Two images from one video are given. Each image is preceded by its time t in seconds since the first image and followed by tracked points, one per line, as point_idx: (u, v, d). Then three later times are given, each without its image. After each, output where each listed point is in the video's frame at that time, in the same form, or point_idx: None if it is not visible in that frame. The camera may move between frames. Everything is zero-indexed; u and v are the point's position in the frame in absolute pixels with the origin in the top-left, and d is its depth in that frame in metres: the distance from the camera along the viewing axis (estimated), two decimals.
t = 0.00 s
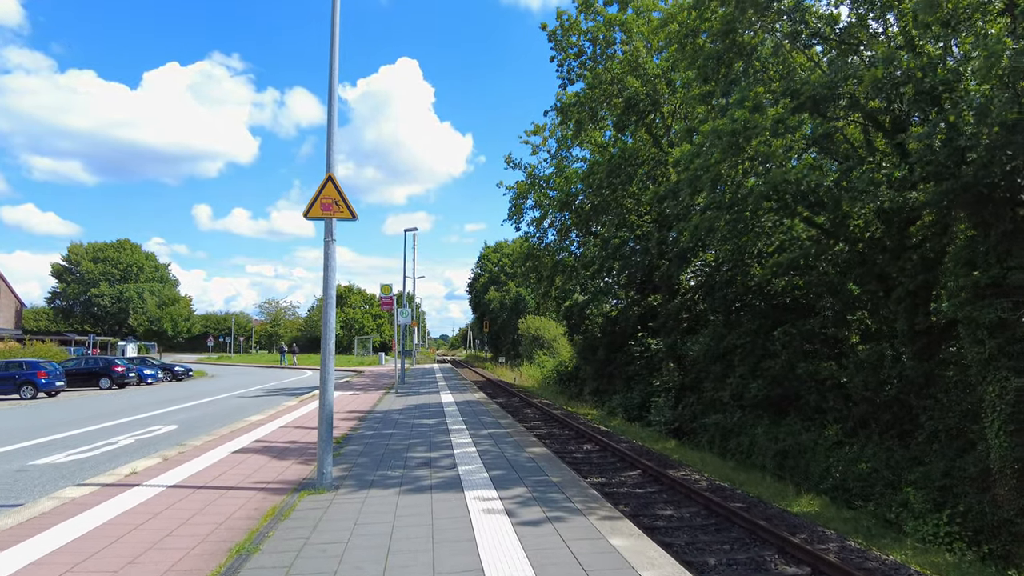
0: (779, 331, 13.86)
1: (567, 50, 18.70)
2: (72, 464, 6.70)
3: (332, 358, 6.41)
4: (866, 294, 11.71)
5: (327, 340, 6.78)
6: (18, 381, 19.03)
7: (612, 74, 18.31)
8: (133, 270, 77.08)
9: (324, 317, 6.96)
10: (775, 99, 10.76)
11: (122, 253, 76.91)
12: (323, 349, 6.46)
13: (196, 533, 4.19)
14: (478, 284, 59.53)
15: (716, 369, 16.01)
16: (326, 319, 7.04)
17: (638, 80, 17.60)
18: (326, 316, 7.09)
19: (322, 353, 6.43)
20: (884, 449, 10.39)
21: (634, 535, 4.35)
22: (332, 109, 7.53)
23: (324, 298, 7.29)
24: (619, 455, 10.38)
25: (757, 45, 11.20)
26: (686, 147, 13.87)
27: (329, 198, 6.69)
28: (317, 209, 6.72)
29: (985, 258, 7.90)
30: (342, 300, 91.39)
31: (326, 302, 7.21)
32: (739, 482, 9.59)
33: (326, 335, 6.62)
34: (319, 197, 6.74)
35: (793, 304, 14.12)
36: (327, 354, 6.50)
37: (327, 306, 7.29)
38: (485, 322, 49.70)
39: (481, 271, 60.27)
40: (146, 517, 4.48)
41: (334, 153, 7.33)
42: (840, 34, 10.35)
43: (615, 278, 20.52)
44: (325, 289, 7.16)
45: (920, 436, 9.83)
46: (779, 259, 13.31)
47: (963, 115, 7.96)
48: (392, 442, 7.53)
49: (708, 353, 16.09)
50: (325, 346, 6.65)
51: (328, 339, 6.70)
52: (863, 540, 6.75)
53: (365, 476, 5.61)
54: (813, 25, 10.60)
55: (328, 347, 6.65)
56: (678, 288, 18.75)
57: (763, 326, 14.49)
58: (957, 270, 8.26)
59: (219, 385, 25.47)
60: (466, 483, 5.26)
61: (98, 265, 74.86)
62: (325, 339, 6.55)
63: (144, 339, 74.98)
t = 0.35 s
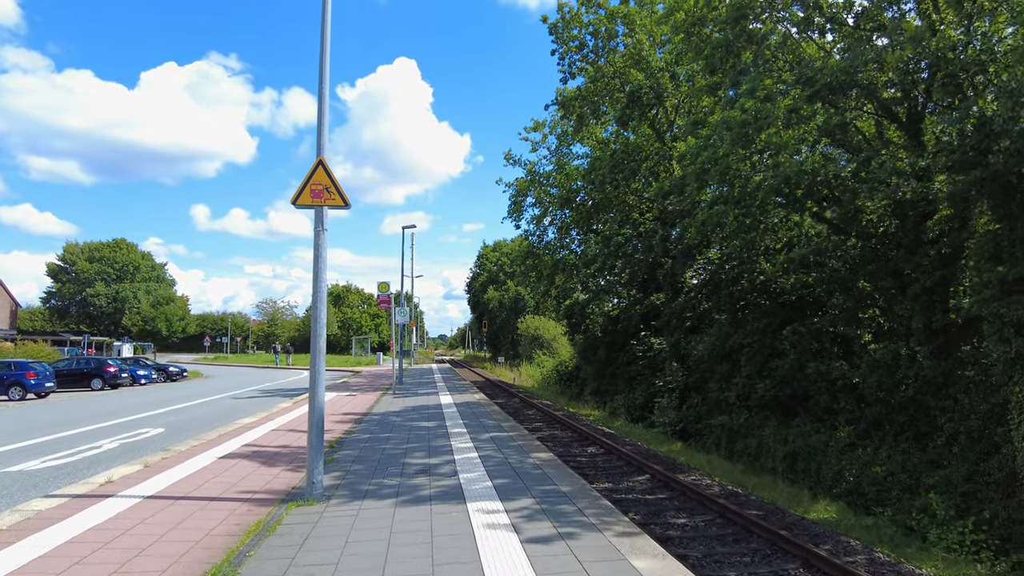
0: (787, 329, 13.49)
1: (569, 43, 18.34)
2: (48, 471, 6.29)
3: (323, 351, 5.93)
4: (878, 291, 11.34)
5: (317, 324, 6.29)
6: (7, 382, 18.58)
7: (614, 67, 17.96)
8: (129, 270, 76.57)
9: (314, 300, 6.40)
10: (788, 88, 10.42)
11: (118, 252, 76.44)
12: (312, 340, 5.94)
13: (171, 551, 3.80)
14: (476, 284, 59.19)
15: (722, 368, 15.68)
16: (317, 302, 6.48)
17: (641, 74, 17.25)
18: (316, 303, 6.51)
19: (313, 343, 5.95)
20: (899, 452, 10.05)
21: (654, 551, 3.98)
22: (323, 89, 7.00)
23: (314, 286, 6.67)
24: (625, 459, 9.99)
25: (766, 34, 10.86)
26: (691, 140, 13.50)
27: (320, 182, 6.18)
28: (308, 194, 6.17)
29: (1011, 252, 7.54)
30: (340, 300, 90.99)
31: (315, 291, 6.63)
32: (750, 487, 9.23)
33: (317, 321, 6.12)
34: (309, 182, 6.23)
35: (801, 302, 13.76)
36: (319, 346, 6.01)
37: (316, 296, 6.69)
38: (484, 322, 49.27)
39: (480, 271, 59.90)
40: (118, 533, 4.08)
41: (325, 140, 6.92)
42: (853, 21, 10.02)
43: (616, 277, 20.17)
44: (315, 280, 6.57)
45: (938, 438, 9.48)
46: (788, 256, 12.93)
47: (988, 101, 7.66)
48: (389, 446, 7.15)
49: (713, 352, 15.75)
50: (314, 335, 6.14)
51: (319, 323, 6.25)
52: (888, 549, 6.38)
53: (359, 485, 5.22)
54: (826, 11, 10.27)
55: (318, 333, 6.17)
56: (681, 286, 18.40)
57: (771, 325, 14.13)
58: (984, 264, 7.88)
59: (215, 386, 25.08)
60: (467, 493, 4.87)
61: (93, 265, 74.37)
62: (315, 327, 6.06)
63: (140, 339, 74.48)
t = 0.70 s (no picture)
0: (797, 328, 13.11)
1: (572, 37, 17.99)
2: (25, 478, 5.91)
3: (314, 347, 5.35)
4: (893, 289, 10.98)
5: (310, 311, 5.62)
6: None
7: (618, 62, 17.60)
8: (126, 270, 76.18)
9: (305, 288, 5.68)
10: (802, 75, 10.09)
11: (115, 252, 76.01)
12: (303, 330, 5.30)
13: (145, 571, 3.44)
14: (476, 283, 58.82)
15: (729, 368, 15.36)
16: (309, 291, 5.78)
17: (645, 67, 16.89)
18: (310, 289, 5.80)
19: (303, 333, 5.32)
20: (917, 455, 9.70)
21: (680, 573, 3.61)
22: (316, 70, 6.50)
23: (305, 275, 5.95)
24: (633, 463, 9.61)
25: (779, 24, 10.52)
26: (700, 134, 13.16)
27: (311, 168, 5.69)
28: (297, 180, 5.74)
29: None
30: (338, 300, 90.60)
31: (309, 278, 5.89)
32: (765, 493, 8.86)
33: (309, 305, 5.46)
34: (298, 167, 5.76)
35: (809, 302, 13.37)
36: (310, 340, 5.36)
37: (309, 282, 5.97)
38: (483, 322, 48.88)
39: (479, 271, 59.54)
40: (90, 550, 3.71)
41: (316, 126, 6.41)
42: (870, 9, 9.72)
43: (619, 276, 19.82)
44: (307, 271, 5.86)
45: (959, 441, 9.13)
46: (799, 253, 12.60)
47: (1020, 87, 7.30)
48: (387, 452, 6.78)
49: (720, 353, 15.42)
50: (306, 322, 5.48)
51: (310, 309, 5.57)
52: (918, 562, 6.01)
53: (355, 495, 4.85)
54: None
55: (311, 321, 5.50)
56: (686, 285, 18.06)
57: (779, 324, 13.79)
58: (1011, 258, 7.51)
59: (211, 387, 24.68)
60: (472, 505, 4.49)
61: (91, 265, 73.98)
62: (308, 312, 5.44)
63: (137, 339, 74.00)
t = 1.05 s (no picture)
0: (807, 329, 12.75)
1: (575, 31, 17.62)
2: None
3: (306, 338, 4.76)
4: (907, 289, 10.63)
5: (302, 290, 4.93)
6: None
7: (622, 56, 17.24)
8: (124, 269, 75.75)
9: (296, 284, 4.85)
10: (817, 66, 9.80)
11: (112, 252, 75.56)
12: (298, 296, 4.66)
13: None
14: (475, 283, 58.43)
15: (736, 370, 15.00)
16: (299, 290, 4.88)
17: (650, 61, 16.51)
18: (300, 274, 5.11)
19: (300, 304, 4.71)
20: (936, 461, 9.34)
21: None
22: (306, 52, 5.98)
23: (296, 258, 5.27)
24: (642, 469, 9.22)
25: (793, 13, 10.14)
26: (708, 129, 12.79)
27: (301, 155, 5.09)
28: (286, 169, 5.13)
29: None
30: (337, 300, 90.19)
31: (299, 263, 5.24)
32: (779, 501, 8.48)
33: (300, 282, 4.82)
34: (287, 155, 5.17)
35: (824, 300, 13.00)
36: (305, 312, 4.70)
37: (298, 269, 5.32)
38: (483, 322, 48.53)
39: (479, 271, 59.17)
40: None
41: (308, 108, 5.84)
42: None
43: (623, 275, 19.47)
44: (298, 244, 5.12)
45: (981, 447, 8.76)
46: (812, 253, 12.24)
47: None
48: (385, 461, 6.40)
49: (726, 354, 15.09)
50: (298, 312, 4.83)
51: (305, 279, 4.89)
52: None
53: (349, 512, 4.48)
54: None
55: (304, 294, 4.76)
56: (691, 285, 17.70)
57: (788, 325, 13.43)
58: None
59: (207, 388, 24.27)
60: (477, 525, 4.11)
61: (88, 265, 73.56)
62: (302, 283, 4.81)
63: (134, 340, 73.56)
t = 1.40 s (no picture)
0: (819, 328, 12.37)
1: (577, 23, 17.27)
2: None
3: (294, 337, 4.25)
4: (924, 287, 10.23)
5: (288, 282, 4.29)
6: None
7: (626, 50, 16.90)
8: (121, 269, 75.31)
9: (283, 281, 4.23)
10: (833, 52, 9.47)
11: (109, 252, 75.11)
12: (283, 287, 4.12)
13: None
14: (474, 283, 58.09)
15: (744, 370, 14.62)
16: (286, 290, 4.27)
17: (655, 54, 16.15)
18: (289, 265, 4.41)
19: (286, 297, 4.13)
20: (957, 465, 8.98)
21: None
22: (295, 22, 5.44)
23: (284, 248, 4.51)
24: (651, 474, 8.83)
25: None
26: (716, 122, 12.42)
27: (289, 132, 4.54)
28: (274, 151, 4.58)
29: None
30: (335, 300, 89.80)
31: (286, 253, 4.48)
32: (795, 508, 8.09)
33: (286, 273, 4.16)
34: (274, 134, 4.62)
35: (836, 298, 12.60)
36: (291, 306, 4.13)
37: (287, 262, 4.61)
38: (483, 322, 48.17)
39: (478, 271, 58.81)
40: None
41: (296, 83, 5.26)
42: None
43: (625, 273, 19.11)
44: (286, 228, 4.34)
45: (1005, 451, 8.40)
46: (824, 249, 11.87)
47: None
48: (382, 467, 6.00)
49: (733, 353, 14.72)
50: (286, 306, 4.32)
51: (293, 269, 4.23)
52: None
53: (342, 526, 4.09)
54: None
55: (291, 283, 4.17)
56: (696, 283, 17.34)
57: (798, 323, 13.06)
58: None
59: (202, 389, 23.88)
60: (482, 542, 3.72)
61: (84, 264, 73.10)
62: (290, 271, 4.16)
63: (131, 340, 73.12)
